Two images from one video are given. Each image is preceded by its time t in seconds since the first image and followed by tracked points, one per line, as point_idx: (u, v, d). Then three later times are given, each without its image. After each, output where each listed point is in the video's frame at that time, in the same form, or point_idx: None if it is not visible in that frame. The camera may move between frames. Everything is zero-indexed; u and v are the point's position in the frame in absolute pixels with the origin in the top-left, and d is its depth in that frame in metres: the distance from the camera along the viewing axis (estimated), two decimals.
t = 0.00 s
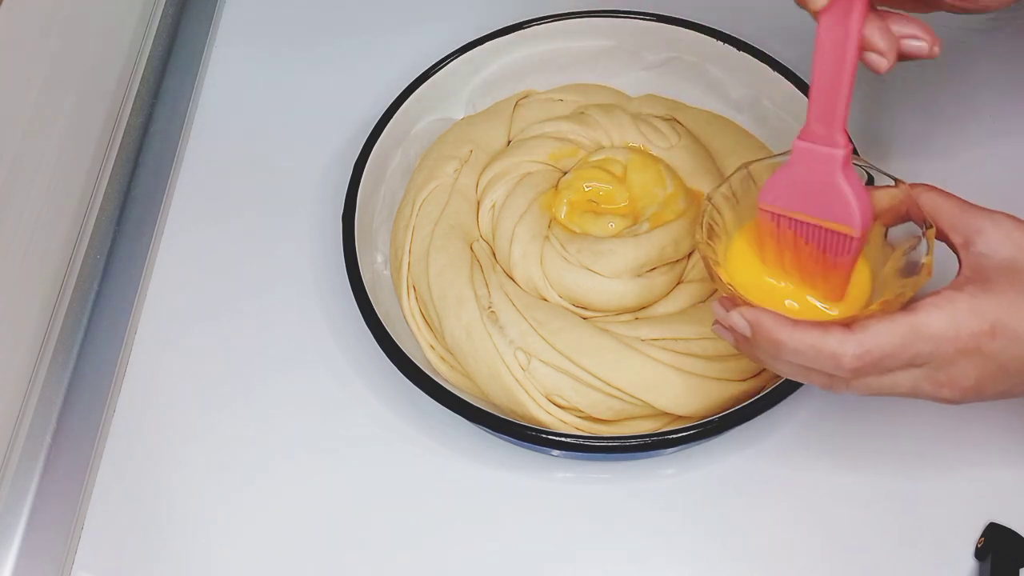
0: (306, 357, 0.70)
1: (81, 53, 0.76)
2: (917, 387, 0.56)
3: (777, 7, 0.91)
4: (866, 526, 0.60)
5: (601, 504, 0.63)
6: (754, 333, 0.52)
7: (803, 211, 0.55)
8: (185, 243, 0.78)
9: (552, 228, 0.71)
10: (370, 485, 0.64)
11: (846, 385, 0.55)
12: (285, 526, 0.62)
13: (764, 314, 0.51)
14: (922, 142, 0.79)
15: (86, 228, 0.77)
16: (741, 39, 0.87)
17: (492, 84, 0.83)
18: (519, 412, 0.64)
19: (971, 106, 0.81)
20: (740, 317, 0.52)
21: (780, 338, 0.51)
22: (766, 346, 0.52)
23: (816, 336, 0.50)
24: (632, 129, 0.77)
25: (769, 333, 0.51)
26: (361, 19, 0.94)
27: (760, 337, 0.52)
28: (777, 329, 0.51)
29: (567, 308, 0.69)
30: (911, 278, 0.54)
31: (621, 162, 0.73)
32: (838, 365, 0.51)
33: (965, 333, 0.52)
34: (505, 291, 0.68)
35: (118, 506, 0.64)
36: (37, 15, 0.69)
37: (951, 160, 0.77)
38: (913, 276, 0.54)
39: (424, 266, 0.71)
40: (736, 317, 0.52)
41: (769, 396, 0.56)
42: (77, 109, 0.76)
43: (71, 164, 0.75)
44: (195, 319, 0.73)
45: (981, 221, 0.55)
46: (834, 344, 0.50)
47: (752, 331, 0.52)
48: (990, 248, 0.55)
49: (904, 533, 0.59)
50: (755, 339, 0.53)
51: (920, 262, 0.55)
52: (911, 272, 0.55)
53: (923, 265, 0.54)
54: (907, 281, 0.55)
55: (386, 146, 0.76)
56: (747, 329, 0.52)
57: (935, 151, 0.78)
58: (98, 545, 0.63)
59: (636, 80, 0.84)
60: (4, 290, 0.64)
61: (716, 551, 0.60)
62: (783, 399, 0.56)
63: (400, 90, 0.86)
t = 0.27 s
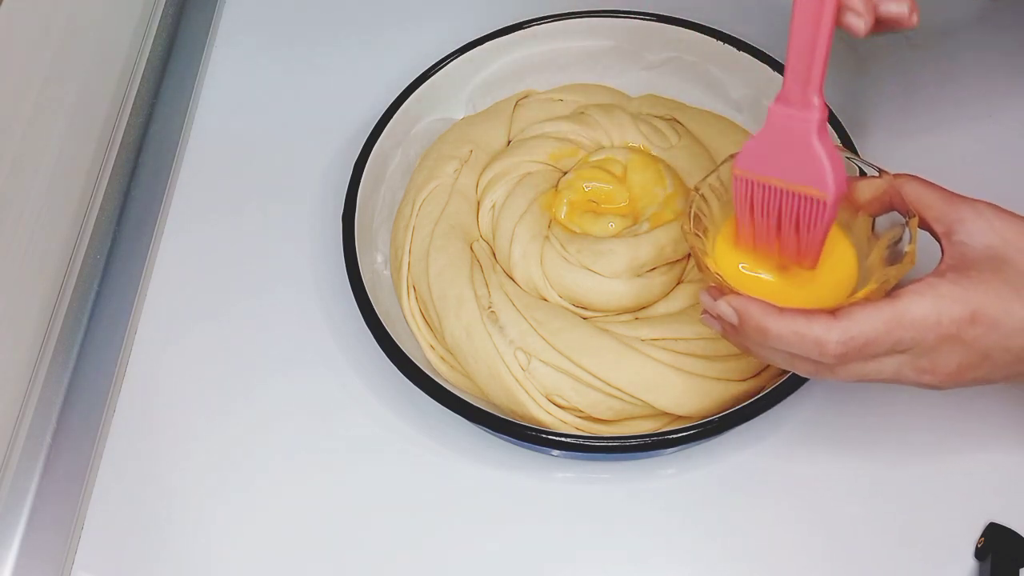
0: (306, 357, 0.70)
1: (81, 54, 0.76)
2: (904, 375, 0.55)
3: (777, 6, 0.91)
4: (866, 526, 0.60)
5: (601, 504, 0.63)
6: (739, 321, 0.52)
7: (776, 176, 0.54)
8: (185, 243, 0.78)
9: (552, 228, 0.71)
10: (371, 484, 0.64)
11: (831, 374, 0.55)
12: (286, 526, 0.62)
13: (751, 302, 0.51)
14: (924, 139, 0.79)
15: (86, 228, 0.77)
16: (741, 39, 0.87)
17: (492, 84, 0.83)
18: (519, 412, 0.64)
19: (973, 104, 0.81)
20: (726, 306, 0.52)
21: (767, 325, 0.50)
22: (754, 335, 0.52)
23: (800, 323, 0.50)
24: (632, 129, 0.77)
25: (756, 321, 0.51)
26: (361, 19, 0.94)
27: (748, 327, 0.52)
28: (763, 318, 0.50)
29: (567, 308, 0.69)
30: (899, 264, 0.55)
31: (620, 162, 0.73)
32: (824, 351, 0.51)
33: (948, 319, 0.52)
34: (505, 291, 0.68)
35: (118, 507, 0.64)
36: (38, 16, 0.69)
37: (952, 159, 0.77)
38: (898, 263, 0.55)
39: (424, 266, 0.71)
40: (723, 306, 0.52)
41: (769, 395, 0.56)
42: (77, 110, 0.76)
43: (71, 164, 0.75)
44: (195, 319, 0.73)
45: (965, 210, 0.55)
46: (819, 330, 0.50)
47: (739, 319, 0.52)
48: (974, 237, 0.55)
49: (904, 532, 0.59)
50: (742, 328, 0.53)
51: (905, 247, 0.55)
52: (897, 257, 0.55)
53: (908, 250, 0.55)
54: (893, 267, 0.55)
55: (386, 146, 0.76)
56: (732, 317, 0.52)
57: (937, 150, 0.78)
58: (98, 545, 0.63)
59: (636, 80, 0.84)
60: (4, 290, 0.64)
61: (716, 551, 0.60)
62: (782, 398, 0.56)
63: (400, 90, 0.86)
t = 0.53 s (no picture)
0: (306, 357, 0.70)
1: (81, 55, 0.76)
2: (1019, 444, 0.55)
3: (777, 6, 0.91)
4: (866, 527, 0.60)
5: (601, 503, 0.63)
6: (896, 387, 0.51)
7: (683, 220, 0.66)
8: (185, 243, 0.78)
9: (552, 228, 0.71)
10: (371, 484, 0.64)
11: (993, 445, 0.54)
12: (286, 526, 0.62)
13: (912, 369, 0.50)
14: (924, 139, 0.79)
15: (86, 228, 0.77)
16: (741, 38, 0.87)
17: (492, 84, 0.83)
18: (519, 412, 0.64)
19: (973, 103, 0.81)
20: (879, 370, 0.51)
21: (934, 395, 0.49)
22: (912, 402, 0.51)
23: (969, 394, 0.49)
24: (632, 129, 0.77)
25: (921, 392, 0.50)
26: (361, 18, 0.94)
27: (907, 394, 0.51)
28: (927, 387, 0.50)
29: (567, 307, 0.69)
30: None
31: (621, 162, 0.73)
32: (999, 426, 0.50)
33: None
34: (505, 291, 0.68)
35: (118, 507, 0.64)
36: (38, 17, 0.69)
37: (952, 158, 0.77)
38: None
39: (424, 266, 0.71)
40: (876, 370, 0.51)
41: (770, 395, 0.56)
42: (77, 110, 0.76)
43: (71, 164, 0.75)
44: (195, 319, 0.73)
45: None
46: (992, 403, 0.49)
47: (897, 386, 0.51)
48: None
49: (903, 533, 0.59)
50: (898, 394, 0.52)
51: None
52: None
53: None
54: None
55: (387, 146, 0.76)
56: (886, 382, 0.51)
57: (937, 149, 0.78)
58: (98, 545, 0.63)
59: (636, 80, 0.84)
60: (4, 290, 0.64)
61: (716, 551, 0.60)
62: (783, 399, 0.56)
63: (400, 90, 0.86)
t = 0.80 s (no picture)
0: (306, 357, 0.70)
1: (81, 55, 0.76)
2: None
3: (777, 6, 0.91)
4: (866, 527, 0.60)
5: (600, 503, 0.63)
6: (981, 416, 0.52)
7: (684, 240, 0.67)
8: (185, 243, 0.78)
9: (552, 228, 0.71)
10: (371, 484, 0.64)
11: None
12: (286, 526, 0.62)
13: (999, 399, 0.51)
14: (924, 139, 0.79)
15: (86, 228, 0.77)
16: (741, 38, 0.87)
17: (492, 84, 0.83)
18: (519, 412, 0.64)
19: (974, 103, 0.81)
20: (965, 398, 0.52)
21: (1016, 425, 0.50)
22: (996, 430, 0.52)
23: None
24: (632, 129, 0.77)
25: (1004, 420, 0.51)
26: (361, 19, 0.94)
27: (990, 421, 0.52)
28: (1010, 415, 0.50)
29: (567, 308, 0.69)
30: None
31: (621, 162, 0.73)
32: None
33: None
34: (505, 291, 0.68)
35: (118, 507, 0.64)
36: (38, 17, 0.69)
37: (952, 158, 0.77)
38: None
39: (424, 266, 0.71)
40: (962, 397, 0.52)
41: (769, 395, 0.56)
42: (77, 110, 0.76)
43: (71, 164, 0.75)
44: (195, 319, 0.73)
45: None
46: None
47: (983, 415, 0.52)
48: None
49: (903, 533, 0.59)
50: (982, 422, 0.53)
51: None
52: None
53: None
54: None
55: (387, 146, 0.76)
56: (972, 410, 0.52)
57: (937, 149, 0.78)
58: (97, 545, 0.63)
59: (636, 80, 0.84)
60: (4, 291, 0.64)
61: (716, 551, 0.60)
62: (783, 399, 0.56)
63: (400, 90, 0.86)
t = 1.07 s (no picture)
0: (306, 357, 0.70)
1: (81, 56, 0.76)
2: None
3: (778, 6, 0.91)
4: (865, 527, 0.60)
5: (601, 503, 0.63)
6: (1005, 445, 0.53)
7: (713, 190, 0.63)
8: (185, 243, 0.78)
9: (552, 228, 0.71)
10: (371, 485, 0.64)
11: None
12: (285, 526, 0.62)
13: None
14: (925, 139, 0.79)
15: (86, 228, 0.77)
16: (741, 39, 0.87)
17: (492, 84, 0.83)
18: (519, 412, 0.63)
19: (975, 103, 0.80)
20: (991, 427, 0.53)
21: None
22: (1018, 459, 0.53)
23: None
24: (632, 129, 0.77)
25: None
26: (361, 19, 0.94)
27: (1014, 451, 0.52)
28: None
29: (567, 307, 0.69)
30: None
31: (621, 162, 0.73)
32: None
33: None
34: (505, 291, 0.68)
35: (117, 506, 0.64)
36: (38, 18, 0.69)
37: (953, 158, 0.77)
38: None
39: (424, 266, 0.71)
40: (988, 427, 0.53)
41: (769, 395, 0.56)
42: (77, 111, 0.76)
43: (71, 165, 0.75)
44: (195, 319, 0.73)
45: None
46: None
47: (1008, 442, 0.53)
48: None
49: (903, 533, 0.59)
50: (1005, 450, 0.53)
51: None
52: None
53: None
54: None
55: (386, 146, 0.76)
56: (996, 439, 0.53)
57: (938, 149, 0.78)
58: (97, 545, 0.63)
59: (636, 80, 0.84)
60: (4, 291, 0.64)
61: (716, 551, 0.60)
62: (782, 399, 0.56)
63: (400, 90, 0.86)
